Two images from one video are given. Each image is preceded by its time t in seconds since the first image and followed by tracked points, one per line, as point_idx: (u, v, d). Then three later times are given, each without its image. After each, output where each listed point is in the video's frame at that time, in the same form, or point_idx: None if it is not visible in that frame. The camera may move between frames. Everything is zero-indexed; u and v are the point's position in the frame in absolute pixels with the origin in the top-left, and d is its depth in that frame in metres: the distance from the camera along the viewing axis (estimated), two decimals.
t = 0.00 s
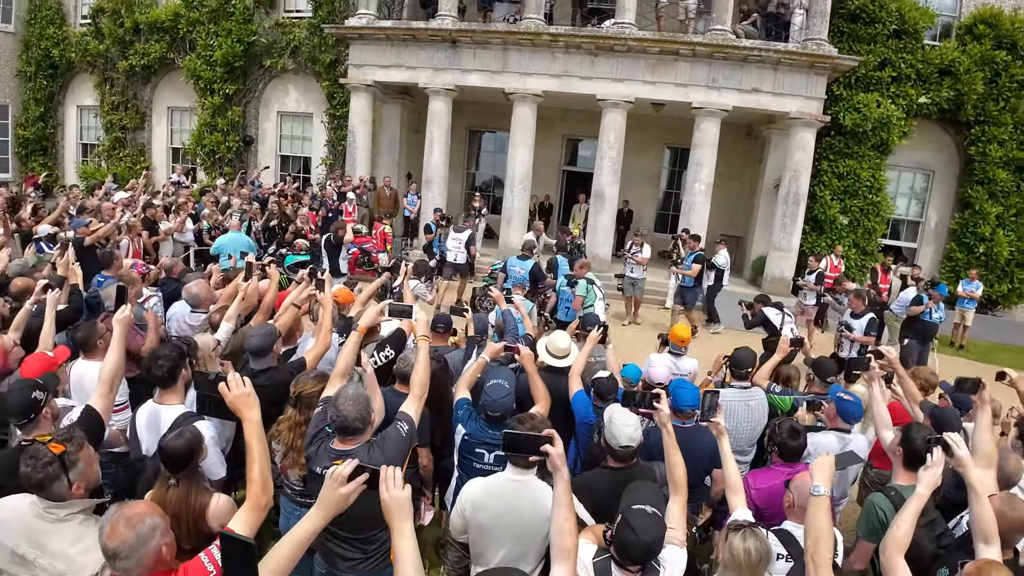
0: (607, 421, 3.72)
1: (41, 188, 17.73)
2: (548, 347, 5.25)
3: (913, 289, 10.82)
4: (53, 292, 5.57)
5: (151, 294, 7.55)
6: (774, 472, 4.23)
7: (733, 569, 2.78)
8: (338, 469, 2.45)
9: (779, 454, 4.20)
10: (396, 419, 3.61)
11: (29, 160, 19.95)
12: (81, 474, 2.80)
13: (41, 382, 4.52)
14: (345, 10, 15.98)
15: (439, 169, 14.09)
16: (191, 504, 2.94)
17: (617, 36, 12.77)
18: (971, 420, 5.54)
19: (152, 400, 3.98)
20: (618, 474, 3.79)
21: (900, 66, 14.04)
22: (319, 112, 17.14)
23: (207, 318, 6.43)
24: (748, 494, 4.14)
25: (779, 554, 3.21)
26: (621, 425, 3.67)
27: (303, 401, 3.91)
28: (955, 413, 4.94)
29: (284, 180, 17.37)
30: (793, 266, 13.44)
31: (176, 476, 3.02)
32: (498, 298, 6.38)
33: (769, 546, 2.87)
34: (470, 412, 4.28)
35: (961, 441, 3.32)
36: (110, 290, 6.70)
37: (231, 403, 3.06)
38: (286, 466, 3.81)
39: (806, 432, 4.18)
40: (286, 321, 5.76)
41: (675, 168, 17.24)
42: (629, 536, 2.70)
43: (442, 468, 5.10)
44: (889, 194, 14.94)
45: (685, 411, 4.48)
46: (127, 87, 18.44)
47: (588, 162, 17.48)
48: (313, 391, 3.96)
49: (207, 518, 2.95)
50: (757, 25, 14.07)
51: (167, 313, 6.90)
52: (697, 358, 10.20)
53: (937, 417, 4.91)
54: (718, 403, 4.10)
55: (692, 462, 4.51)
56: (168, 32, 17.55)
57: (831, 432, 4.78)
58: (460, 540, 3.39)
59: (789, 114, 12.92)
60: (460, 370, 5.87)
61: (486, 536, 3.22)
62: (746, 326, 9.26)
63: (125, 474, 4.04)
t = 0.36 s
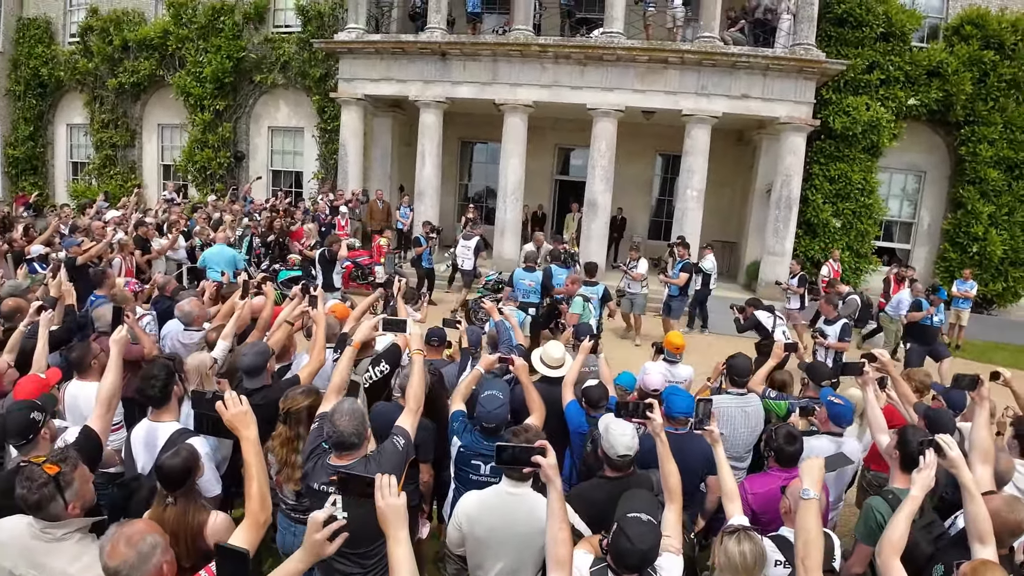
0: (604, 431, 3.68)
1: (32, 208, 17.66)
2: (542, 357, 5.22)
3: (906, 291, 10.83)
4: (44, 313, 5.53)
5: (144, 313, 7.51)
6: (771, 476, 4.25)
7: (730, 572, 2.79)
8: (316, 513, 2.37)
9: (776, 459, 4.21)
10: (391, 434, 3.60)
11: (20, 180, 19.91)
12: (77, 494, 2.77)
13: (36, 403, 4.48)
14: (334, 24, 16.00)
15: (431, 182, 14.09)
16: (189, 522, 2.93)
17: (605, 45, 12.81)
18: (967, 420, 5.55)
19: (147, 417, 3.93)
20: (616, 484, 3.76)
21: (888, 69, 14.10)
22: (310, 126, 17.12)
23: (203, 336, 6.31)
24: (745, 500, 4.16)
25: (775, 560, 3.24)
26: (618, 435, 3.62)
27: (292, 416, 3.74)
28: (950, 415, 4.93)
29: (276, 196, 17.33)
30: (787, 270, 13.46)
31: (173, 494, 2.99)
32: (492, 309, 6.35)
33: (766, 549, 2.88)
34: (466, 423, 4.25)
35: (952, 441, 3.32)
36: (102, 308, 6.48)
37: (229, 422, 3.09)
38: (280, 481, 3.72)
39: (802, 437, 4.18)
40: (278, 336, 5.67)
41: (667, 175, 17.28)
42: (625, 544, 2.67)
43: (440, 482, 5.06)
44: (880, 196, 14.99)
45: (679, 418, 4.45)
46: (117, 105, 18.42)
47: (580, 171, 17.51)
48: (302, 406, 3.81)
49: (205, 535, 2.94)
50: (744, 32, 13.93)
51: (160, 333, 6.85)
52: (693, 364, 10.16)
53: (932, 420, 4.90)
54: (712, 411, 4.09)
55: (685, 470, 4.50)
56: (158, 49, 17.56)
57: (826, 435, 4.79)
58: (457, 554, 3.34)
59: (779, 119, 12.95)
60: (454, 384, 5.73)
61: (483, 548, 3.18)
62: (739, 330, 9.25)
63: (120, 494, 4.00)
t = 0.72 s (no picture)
0: (607, 439, 3.65)
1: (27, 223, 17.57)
2: (542, 364, 5.13)
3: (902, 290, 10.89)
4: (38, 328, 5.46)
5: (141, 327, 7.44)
6: (775, 482, 4.20)
7: None
8: None
9: (779, 464, 4.14)
10: (392, 444, 3.54)
11: (14, 195, 19.85)
12: (76, 511, 2.70)
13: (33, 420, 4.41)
14: (327, 34, 15.98)
15: (427, 191, 14.07)
16: (189, 539, 2.85)
17: (599, 51, 12.80)
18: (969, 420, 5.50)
19: (144, 432, 3.87)
20: (620, 492, 3.70)
21: (882, 69, 14.11)
22: (304, 136, 17.08)
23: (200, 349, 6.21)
24: (749, 505, 4.11)
25: (783, 565, 3.14)
26: (621, 441, 3.60)
27: (293, 428, 3.64)
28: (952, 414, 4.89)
29: (271, 207, 17.28)
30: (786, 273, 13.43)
31: (173, 509, 2.94)
32: (490, 314, 6.25)
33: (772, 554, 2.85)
34: (467, 432, 4.20)
35: (956, 440, 3.25)
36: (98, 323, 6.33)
37: (229, 435, 3.02)
38: (279, 494, 3.69)
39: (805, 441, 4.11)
40: (276, 348, 5.57)
41: (664, 178, 17.27)
42: (630, 549, 2.66)
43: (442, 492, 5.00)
44: (877, 196, 14.99)
45: (680, 423, 4.43)
46: (110, 118, 18.38)
47: (576, 177, 17.50)
48: (303, 417, 3.70)
49: (205, 550, 2.87)
50: (738, 34, 13.96)
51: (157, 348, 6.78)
52: (694, 369, 10.08)
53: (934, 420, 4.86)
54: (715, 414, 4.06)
55: (690, 476, 4.43)
56: (151, 62, 17.52)
57: (820, 437, 4.79)
58: (461, 567, 3.28)
59: (774, 121, 12.94)
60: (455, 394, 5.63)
61: (487, 562, 3.12)
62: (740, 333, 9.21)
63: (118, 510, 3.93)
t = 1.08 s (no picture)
0: (613, 442, 3.53)
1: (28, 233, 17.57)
2: (549, 368, 5.06)
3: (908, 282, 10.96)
4: (47, 338, 5.45)
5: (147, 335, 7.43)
6: (781, 483, 4.15)
7: (748, 572, 2.74)
8: None
9: (785, 464, 4.11)
10: (403, 448, 3.45)
11: (15, 205, 19.85)
12: (100, 512, 2.82)
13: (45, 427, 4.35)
14: (326, 41, 15.96)
15: (430, 196, 14.07)
16: (206, 545, 2.86)
17: (599, 55, 12.80)
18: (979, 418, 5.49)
19: (155, 441, 3.82)
20: (628, 493, 3.60)
21: (882, 69, 14.11)
22: (305, 143, 17.06)
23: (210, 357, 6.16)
24: (759, 506, 4.07)
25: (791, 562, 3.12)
26: (628, 445, 3.48)
27: (307, 432, 3.65)
28: (956, 412, 4.88)
29: (273, 215, 17.26)
30: (789, 273, 13.42)
31: (190, 515, 2.96)
32: (494, 318, 6.23)
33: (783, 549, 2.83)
34: (477, 436, 4.15)
35: (960, 436, 3.20)
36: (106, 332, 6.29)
37: (245, 441, 2.92)
38: (292, 498, 3.67)
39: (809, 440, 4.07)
40: (287, 355, 5.45)
41: (665, 180, 17.26)
42: (639, 544, 2.58)
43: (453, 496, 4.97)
44: (879, 196, 14.99)
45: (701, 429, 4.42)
46: (110, 127, 18.38)
47: (578, 180, 17.50)
48: (316, 421, 3.73)
49: (222, 555, 2.87)
50: (739, 36, 13.89)
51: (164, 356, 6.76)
52: (698, 372, 10.04)
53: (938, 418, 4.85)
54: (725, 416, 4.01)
55: (703, 481, 4.38)
56: (150, 70, 17.52)
57: (826, 436, 4.69)
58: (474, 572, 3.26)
59: (775, 122, 12.93)
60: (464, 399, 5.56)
61: (501, 565, 3.10)
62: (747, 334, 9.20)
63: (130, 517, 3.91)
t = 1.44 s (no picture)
0: (605, 447, 3.46)
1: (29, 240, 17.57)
2: (543, 372, 5.01)
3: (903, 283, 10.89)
4: (42, 346, 5.43)
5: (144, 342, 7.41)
6: (777, 487, 4.08)
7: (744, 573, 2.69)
8: None
9: (781, 467, 4.03)
10: (392, 454, 3.42)
11: (15, 212, 19.84)
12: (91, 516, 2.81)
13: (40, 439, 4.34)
14: (325, 44, 15.93)
15: (429, 199, 14.04)
16: (194, 552, 2.84)
17: (598, 55, 12.75)
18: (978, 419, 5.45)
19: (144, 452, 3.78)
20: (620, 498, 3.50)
21: (884, 66, 14.02)
22: (305, 147, 17.02)
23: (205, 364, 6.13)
24: (753, 513, 4.05)
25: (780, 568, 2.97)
26: (620, 450, 3.41)
27: (303, 439, 3.64)
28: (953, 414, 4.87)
29: (273, 219, 17.24)
30: (791, 272, 13.34)
31: (180, 523, 2.93)
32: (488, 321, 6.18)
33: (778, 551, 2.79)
34: (470, 441, 4.10)
35: (953, 442, 3.25)
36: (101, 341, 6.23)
37: (228, 449, 2.94)
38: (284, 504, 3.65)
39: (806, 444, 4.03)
40: (280, 363, 5.40)
41: (666, 180, 17.20)
42: (622, 552, 2.54)
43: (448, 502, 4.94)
44: (882, 194, 14.90)
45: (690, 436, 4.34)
46: (110, 132, 18.39)
47: (578, 181, 17.44)
48: (313, 429, 3.71)
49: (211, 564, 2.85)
50: (738, 34, 13.79)
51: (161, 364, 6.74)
52: (696, 375, 9.95)
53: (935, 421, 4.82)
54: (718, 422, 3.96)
55: (693, 487, 4.33)
56: (149, 76, 17.52)
57: (826, 438, 4.59)
58: None
59: (775, 121, 12.86)
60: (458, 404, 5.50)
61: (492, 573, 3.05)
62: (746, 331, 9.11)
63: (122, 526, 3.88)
